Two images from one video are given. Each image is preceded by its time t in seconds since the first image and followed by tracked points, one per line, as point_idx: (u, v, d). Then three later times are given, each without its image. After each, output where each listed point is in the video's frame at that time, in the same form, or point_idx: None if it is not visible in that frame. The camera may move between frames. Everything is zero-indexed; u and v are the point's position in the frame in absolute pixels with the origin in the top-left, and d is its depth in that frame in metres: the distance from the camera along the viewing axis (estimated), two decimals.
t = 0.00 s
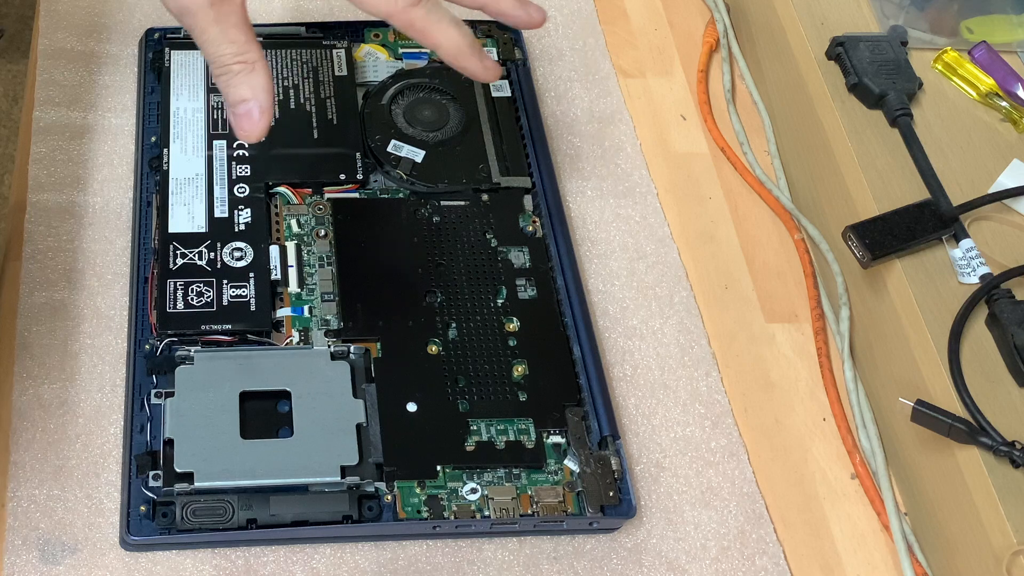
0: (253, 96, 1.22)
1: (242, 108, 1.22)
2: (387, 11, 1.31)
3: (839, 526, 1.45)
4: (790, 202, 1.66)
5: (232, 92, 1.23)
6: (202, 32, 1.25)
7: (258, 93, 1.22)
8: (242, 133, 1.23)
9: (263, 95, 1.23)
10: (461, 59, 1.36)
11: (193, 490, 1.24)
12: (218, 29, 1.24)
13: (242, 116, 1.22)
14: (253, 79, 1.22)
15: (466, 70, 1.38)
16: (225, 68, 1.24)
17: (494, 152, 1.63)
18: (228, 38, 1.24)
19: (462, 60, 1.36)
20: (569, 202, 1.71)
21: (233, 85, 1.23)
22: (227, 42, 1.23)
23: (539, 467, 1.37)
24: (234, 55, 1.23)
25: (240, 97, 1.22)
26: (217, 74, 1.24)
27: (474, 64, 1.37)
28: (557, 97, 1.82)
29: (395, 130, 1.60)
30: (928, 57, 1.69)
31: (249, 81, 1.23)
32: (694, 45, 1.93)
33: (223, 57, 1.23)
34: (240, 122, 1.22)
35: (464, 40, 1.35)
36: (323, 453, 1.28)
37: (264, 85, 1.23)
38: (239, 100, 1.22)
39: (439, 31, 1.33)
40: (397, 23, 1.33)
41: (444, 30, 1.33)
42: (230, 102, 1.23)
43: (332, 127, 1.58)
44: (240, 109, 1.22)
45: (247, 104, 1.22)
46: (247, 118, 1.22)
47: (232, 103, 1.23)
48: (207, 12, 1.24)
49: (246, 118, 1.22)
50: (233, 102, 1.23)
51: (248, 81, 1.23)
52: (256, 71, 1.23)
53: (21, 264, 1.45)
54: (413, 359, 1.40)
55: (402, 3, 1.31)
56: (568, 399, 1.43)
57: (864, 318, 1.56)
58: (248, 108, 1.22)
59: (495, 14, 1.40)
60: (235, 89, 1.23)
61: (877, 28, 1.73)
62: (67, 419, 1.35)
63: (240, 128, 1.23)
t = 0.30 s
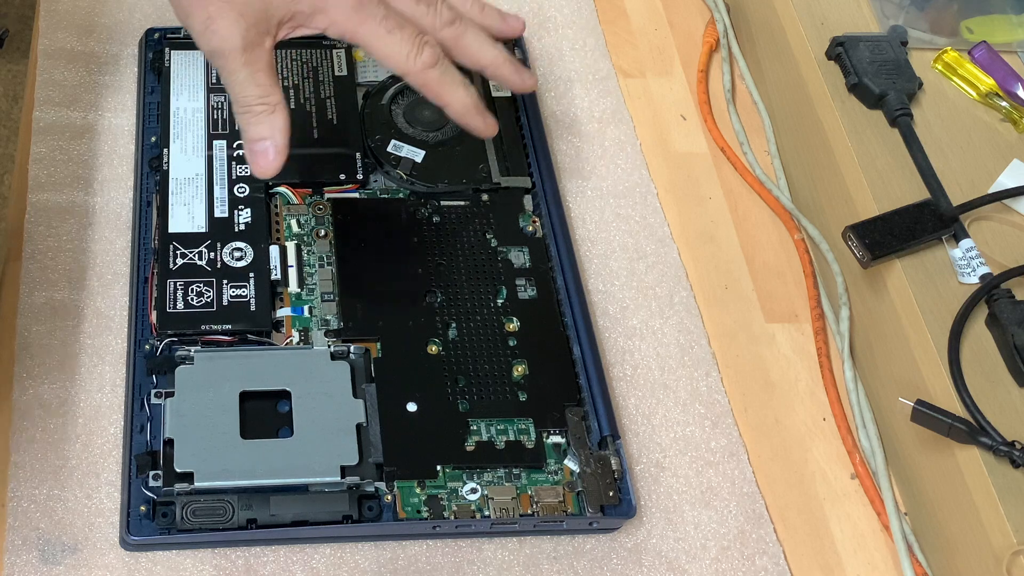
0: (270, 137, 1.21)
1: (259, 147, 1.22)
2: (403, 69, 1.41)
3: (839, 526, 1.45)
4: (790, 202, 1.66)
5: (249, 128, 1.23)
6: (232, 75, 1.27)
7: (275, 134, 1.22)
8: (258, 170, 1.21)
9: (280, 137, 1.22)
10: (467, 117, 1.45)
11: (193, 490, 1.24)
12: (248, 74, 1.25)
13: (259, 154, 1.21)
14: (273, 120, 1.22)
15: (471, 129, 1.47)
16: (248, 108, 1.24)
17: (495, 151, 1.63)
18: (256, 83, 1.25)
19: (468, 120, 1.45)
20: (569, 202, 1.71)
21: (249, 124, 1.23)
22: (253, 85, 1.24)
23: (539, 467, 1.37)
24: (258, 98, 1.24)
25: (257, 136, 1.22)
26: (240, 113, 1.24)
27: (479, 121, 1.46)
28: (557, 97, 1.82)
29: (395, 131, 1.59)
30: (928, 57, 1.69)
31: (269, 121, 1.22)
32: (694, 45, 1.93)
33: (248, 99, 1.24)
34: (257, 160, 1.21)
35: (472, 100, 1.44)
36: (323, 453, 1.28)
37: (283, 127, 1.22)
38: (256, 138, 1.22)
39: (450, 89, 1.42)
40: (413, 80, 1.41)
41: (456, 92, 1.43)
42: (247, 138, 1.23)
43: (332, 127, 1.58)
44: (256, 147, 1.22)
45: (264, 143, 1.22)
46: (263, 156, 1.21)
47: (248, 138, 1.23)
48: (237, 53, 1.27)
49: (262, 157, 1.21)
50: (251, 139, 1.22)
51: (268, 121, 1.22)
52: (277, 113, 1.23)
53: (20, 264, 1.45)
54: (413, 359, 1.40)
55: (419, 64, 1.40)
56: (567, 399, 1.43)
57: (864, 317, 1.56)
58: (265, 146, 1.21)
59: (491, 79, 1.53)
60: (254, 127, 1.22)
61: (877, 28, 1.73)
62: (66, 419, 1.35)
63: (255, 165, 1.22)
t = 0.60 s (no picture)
0: (253, 121, 1.23)
1: (242, 132, 1.23)
2: (380, 27, 1.38)
3: (839, 526, 1.45)
4: (790, 202, 1.66)
5: (230, 114, 1.23)
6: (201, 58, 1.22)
7: (258, 118, 1.23)
8: (244, 156, 1.24)
9: (264, 121, 1.23)
10: (453, 71, 1.43)
11: (193, 490, 1.24)
12: (217, 57, 1.21)
13: (243, 140, 1.23)
14: (252, 104, 1.22)
15: (459, 82, 1.46)
16: (225, 93, 1.22)
17: (495, 152, 1.63)
18: (229, 65, 1.21)
19: (454, 74, 1.43)
20: (569, 202, 1.71)
21: (231, 110, 1.23)
22: (227, 69, 1.21)
23: (539, 467, 1.37)
24: (234, 81, 1.22)
25: (240, 122, 1.23)
26: (217, 98, 1.23)
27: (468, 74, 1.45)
28: (557, 97, 1.82)
29: (395, 130, 1.60)
30: (928, 58, 1.69)
31: (249, 105, 1.22)
32: (694, 45, 1.93)
33: (224, 84, 1.22)
34: (241, 146, 1.24)
35: (455, 52, 1.43)
36: (323, 452, 1.28)
37: (264, 111, 1.23)
38: (238, 123, 1.23)
39: (432, 43, 1.40)
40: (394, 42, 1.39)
41: (438, 46, 1.40)
42: (229, 124, 1.24)
43: (332, 127, 1.58)
44: (239, 132, 1.23)
45: (248, 129, 1.23)
46: (248, 142, 1.23)
47: (230, 123, 1.24)
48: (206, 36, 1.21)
49: (247, 143, 1.23)
50: (233, 125, 1.23)
51: (247, 106, 1.22)
52: (256, 95, 1.23)
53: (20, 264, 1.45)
54: (413, 359, 1.40)
55: (395, 21, 1.38)
56: (568, 399, 1.43)
57: (864, 317, 1.56)
58: (250, 133, 1.23)
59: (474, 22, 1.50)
60: (234, 113, 1.23)
61: (877, 28, 1.73)
62: (66, 419, 1.35)
63: (241, 151, 1.24)
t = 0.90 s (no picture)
0: (179, 139, 1.28)
1: (168, 150, 1.29)
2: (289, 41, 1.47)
3: (839, 526, 1.45)
4: (791, 202, 1.66)
5: (155, 133, 1.29)
6: (128, 82, 1.26)
7: (184, 136, 1.29)
8: (168, 172, 1.30)
9: (188, 138, 1.29)
10: (353, 76, 1.54)
11: (193, 490, 1.24)
12: (144, 80, 1.26)
13: (169, 157, 1.29)
14: (178, 125, 1.28)
15: (356, 85, 1.57)
16: (149, 114, 1.28)
17: (495, 152, 1.63)
18: (154, 87, 1.27)
19: (355, 79, 1.54)
20: (569, 202, 1.70)
21: (155, 129, 1.28)
22: (153, 91, 1.27)
23: (539, 467, 1.37)
24: (159, 102, 1.27)
25: (165, 140, 1.28)
26: (140, 118, 1.28)
27: (365, 77, 1.56)
28: (557, 97, 1.82)
29: (395, 130, 1.60)
30: (928, 58, 1.69)
31: (173, 125, 1.28)
32: (694, 46, 1.93)
33: (148, 104, 1.27)
34: (168, 163, 1.29)
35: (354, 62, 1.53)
36: (323, 452, 1.28)
37: (189, 129, 1.29)
38: (164, 141, 1.29)
39: (334, 52, 1.50)
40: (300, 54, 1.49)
41: (341, 55, 1.50)
42: (153, 143, 1.29)
43: (333, 127, 1.58)
44: (166, 151, 1.29)
45: (173, 146, 1.29)
46: (174, 159, 1.29)
47: (155, 143, 1.29)
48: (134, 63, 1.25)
49: (173, 159, 1.29)
50: (158, 143, 1.29)
51: (172, 125, 1.28)
52: (180, 116, 1.29)
53: (20, 264, 1.45)
54: (413, 359, 1.40)
55: (304, 36, 1.47)
56: (568, 399, 1.43)
57: (864, 317, 1.56)
58: (178, 150, 1.29)
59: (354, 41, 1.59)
60: (159, 132, 1.28)
61: (877, 28, 1.73)
62: (67, 419, 1.35)
63: (167, 167, 1.30)
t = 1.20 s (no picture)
0: (146, 174, 1.22)
1: (134, 185, 1.22)
2: (257, 64, 1.39)
3: (839, 526, 1.45)
4: (791, 202, 1.66)
5: (120, 168, 1.22)
6: (90, 114, 1.19)
7: (152, 171, 1.22)
8: (137, 209, 1.24)
9: (156, 173, 1.23)
10: (324, 94, 1.46)
11: (193, 490, 1.24)
12: (108, 111, 1.19)
13: (136, 193, 1.23)
14: (144, 158, 1.22)
15: (332, 103, 1.50)
16: (115, 147, 1.21)
17: (495, 152, 1.63)
18: (118, 118, 1.20)
19: (328, 97, 1.46)
20: (569, 202, 1.70)
21: (121, 163, 1.21)
22: (117, 122, 1.19)
23: (539, 467, 1.37)
24: (125, 135, 1.20)
25: (130, 174, 1.22)
26: (104, 152, 1.21)
27: (339, 94, 1.48)
28: (557, 97, 1.82)
29: (395, 130, 1.60)
30: (928, 57, 1.69)
31: (139, 158, 1.22)
32: (694, 46, 1.93)
33: (114, 136, 1.20)
34: (134, 200, 1.23)
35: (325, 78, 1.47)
36: (323, 453, 1.28)
37: (155, 162, 1.22)
38: (130, 177, 1.22)
39: (305, 70, 1.43)
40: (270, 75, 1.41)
41: (310, 72, 1.44)
42: (118, 177, 1.22)
43: (333, 127, 1.58)
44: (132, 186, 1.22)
45: (139, 181, 1.22)
46: (141, 195, 1.22)
47: (119, 177, 1.22)
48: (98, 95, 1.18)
49: (140, 194, 1.23)
50: (123, 178, 1.22)
51: (138, 159, 1.21)
52: (147, 149, 1.22)
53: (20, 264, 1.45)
54: (413, 359, 1.40)
55: (270, 54, 1.39)
56: (568, 399, 1.43)
57: (864, 317, 1.56)
58: (143, 186, 1.22)
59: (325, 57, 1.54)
60: (124, 167, 1.21)
61: (877, 28, 1.73)
62: (67, 418, 1.35)
63: (134, 204, 1.24)
